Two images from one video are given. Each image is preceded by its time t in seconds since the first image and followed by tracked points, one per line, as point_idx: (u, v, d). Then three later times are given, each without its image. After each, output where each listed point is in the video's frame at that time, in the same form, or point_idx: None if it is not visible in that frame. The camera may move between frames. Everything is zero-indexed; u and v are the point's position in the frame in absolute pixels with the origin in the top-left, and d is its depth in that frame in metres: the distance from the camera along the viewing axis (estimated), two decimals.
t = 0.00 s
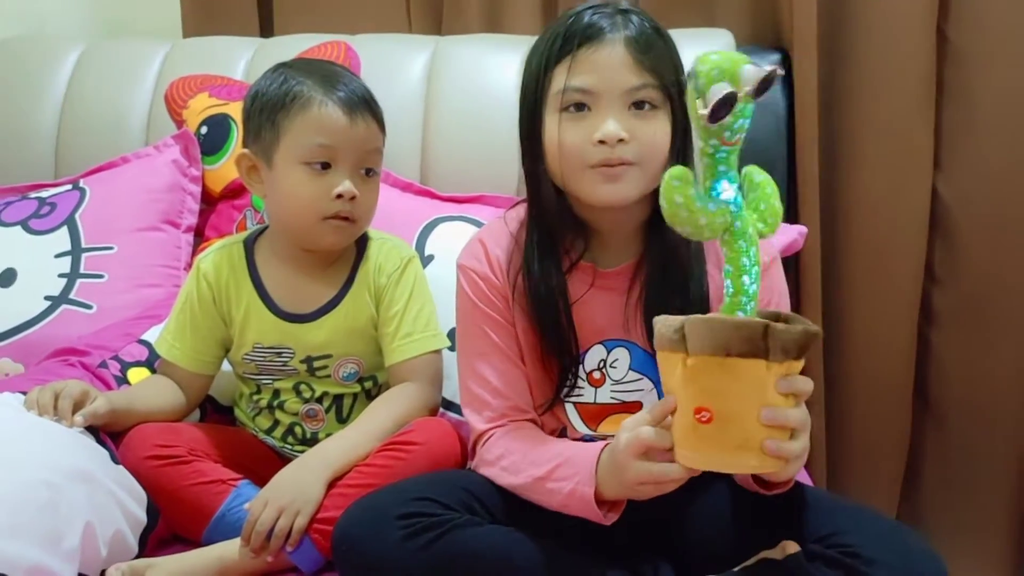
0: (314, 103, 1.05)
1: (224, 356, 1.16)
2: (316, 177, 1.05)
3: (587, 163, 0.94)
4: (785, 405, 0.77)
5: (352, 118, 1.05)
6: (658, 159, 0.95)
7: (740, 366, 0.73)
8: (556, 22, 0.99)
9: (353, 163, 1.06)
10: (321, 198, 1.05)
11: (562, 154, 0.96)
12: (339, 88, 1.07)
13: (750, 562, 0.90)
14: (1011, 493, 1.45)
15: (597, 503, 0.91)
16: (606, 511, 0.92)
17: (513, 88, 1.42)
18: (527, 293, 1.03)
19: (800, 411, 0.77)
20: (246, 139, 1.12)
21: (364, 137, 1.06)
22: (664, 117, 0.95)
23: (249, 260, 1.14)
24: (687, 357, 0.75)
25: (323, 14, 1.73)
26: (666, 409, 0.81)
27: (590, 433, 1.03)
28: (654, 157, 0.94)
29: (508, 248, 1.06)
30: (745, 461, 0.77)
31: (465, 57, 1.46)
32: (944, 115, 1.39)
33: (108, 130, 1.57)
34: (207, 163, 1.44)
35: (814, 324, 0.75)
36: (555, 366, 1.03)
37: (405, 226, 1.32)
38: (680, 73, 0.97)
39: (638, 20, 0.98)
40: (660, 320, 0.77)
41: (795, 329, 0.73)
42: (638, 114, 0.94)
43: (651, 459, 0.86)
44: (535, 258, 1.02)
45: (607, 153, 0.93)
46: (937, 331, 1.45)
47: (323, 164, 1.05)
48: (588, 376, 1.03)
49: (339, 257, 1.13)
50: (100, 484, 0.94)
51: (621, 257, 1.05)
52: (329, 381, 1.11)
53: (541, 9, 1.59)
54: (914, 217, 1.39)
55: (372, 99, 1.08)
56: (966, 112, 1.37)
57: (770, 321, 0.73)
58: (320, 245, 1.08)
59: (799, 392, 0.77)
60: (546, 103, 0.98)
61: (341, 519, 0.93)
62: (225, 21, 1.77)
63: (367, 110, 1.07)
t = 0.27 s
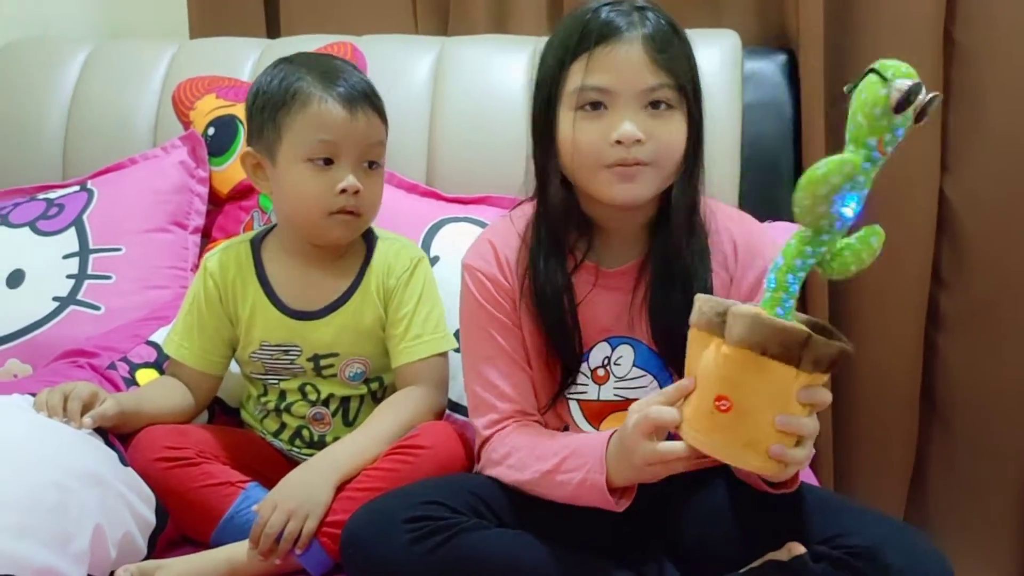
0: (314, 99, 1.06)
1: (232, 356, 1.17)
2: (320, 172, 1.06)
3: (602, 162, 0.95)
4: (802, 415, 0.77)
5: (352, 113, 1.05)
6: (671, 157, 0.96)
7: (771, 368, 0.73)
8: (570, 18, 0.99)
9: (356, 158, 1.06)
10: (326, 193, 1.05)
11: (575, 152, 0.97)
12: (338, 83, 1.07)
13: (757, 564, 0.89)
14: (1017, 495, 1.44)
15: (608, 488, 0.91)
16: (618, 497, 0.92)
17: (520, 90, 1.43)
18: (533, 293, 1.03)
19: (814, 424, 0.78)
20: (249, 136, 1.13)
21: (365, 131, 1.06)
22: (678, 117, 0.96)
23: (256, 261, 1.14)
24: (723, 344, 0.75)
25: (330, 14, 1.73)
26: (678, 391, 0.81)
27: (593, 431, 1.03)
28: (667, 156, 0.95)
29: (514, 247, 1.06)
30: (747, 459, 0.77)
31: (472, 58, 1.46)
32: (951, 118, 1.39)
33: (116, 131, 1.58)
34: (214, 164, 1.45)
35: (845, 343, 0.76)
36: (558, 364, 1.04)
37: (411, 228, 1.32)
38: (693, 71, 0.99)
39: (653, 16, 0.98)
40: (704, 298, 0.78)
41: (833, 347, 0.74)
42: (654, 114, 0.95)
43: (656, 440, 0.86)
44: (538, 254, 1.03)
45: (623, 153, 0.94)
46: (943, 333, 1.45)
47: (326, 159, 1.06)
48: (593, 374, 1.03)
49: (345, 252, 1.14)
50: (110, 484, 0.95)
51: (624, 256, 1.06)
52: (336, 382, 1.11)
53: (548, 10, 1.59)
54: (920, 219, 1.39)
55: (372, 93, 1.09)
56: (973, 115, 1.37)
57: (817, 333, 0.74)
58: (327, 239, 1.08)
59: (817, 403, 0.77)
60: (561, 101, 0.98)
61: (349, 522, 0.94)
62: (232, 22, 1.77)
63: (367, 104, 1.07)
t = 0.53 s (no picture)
0: (289, 93, 1.13)
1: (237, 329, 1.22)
2: (304, 161, 1.13)
3: (646, 174, 0.95)
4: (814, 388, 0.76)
5: (326, 102, 1.12)
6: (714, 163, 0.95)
7: (771, 353, 0.72)
8: (602, 25, 0.99)
9: (336, 142, 1.13)
10: (314, 178, 1.12)
11: (617, 165, 0.96)
12: (312, 74, 1.13)
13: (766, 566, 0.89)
14: None
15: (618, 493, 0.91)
16: (626, 500, 0.92)
17: (525, 91, 1.43)
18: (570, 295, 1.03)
19: (828, 395, 0.76)
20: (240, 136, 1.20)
21: (341, 115, 1.13)
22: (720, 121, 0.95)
23: (268, 239, 1.20)
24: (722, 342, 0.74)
25: (335, 16, 1.73)
26: (689, 397, 0.80)
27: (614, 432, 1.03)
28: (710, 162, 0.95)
29: (551, 248, 1.06)
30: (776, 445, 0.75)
31: (477, 60, 1.47)
32: (956, 119, 1.39)
33: (122, 133, 1.58)
34: (220, 165, 1.45)
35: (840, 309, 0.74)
36: (593, 364, 1.04)
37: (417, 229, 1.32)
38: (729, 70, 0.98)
39: (685, 19, 0.98)
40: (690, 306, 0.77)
41: (830, 313, 0.72)
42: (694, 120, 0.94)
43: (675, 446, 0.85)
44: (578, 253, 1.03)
45: (666, 163, 0.93)
46: (949, 334, 1.45)
47: (308, 147, 1.13)
48: (620, 373, 1.04)
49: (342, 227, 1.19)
50: (113, 480, 0.96)
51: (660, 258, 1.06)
52: (331, 353, 1.15)
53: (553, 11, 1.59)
54: (926, 221, 1.39)
55: (344, 78, 1.15)
56: (979, 117, 1.37)
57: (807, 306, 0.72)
58: (322, 219, 1.15)
59: (824, 374, 0.76)
60: (599, 112, 0.98)
61: (357, 520, 0.94)
62: (237, 23, 1.78)
63: (340, 90, 1.13)
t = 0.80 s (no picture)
0: (272, 124, 1.19)
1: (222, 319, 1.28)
2: (290, 186, 1.21)
3: (631, 177, 0.95)
4: (810, 411, 0.77)
5: (308, 131, 1.18)
6: (699, 167, 0.96)
7: (776, 369, 0.73)
8: (593, 26, 0.98)
9: (319, 166, 1.20)
10: (299, 202, 1.20)
11: (605, 168, 0.96)
12: (292, 102, 1.19)
13: (767, 567, 0.89)
14: None
15: (608, 489, 0.92)
16: (619, 496, 0.92)
17: (529, 91, 1.43)
18: (564, 296, 1.04)
19: (823, 420, 0.77)
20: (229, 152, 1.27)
21: (324, 142, 1.19)
22: (705, 129, 0.96)
23: (264, 239, 1.28)
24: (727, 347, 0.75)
25: (339, 15, 1.74)
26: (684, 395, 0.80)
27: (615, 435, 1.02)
28: (695, 169, 0.95)
29: (543, 248, 1.07)
30: (761, 459, 0.76)
31: (481, 60, 1.47)
32: (960, 118, 1.38)
33: (126, 133, 1.59)
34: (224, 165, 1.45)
35: (850, 335, 0.77)
36: (589, 366, 1.04)
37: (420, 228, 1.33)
38: (717, 77, 0.98)
39: (676, 23, 0.98)
40: (704, 304, 0.78)
41: (837, 342, 0.73)
42: (682, 127, 0.94)
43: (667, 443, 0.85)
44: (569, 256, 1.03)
45: (652, 168, 0.93)
46: (953, 334, 1.45)
47: (292, 174, 1.20)
48: (621, 377, 1.03)
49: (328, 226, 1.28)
50: (119, 477, 0.96)
51: (654, 262, 1.06)
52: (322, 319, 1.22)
53: (557, 10, 1.59)
54: (930, 221, 1.38)
55: (325, 100, 1.20)
56: (983, 116, 1.36)
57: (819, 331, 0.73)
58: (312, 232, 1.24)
59: (822, 397, 0.77)
60: (587, 114, 0.97)
61: (362, 515, 0.94)
62: (242, 23, 1.78)
63: (323, 116, 1.19)
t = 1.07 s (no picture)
0: (256, 169, 1.20)
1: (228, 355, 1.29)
2: (274, 228, 1.22)
3: (609, 169, 0.96)
4: (786, 360, 0.78)
5: (292, 175, 1.20)
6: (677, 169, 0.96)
7: (750, 325, 0.75)
8: (588, 18, 0.99)
9: (303, 207, 1.21)
10: (285, 243, 1.22)
11: (586, 158, 0.97)
12: (275, 144, 1.20)
13: (769, 564, 0.90)
14: None
15: (597, 469, 0.93)
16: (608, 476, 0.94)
17: (532, 92, 1.43)
18: (535, 298, 1.03)
19: (799, 367, 0.79)
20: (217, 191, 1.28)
21: (307, 183, 1.21)
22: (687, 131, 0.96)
23: (253, 256, 1.29)
24: (699, 315, 0.76)
25: (342, 16, 1.74)
26: (660, 367, 0.81)
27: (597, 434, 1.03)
28: (672, 170, 0.95)
29: (515, 250, 1.07)
30: (750, 415, 0.77)
31: (484, 61, 1.47)
32: (963, 119, 1.39)
33: (131, 135, 1.59)
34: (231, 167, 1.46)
35: (813, 283, 0.77)
36: (561, 366, 1.04)
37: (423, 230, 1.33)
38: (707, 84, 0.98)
39: (672, 24, 0.98)
40: (664, 277, 0.78)
41: (802, 289, 0.75)
42: (665, 128, 0.94)
43: (648, 414, 0.87)
44: (537, 247, 1.04)
45: (631, 162, 0.94)
46: (956, 334, 1.45)
47: (277, 216, 1.22)
48: (599, 375, 1.04)
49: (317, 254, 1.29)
50: (127, 473, 0.98)
51: (625, 259, 1.06)
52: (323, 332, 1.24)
53: (560, 11, 1.59)
54: (933, 221, 1.39)
55: (309, 140, 1.21)
56: (986, 117, 1.37)
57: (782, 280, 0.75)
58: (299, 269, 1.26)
59: (793, 346, 0.79)
60: (575, 103, 0.98)
61: (360, 520, 0.95)
62: (245, 24, 1.78)
63: (306, 158, 1.20)
